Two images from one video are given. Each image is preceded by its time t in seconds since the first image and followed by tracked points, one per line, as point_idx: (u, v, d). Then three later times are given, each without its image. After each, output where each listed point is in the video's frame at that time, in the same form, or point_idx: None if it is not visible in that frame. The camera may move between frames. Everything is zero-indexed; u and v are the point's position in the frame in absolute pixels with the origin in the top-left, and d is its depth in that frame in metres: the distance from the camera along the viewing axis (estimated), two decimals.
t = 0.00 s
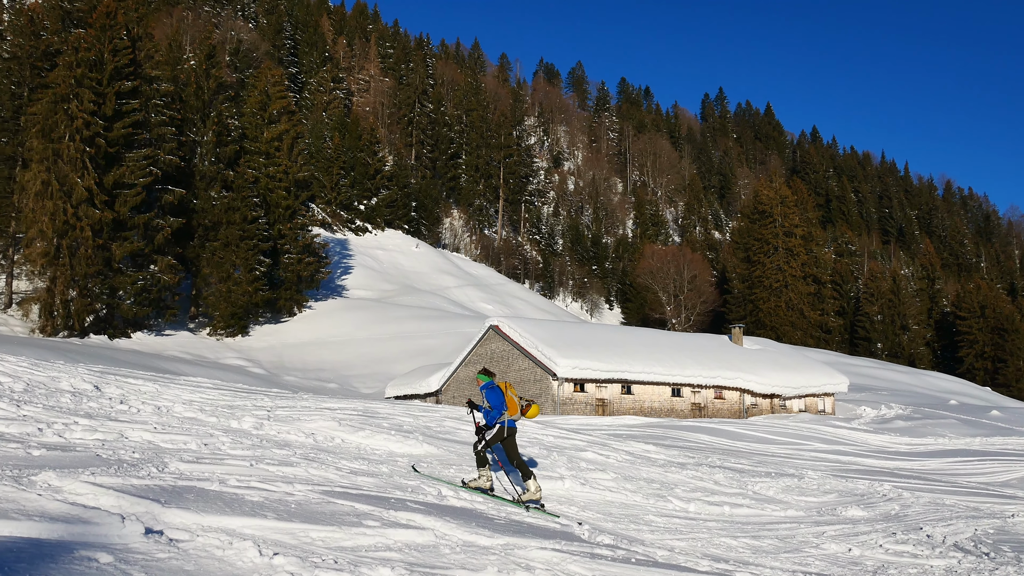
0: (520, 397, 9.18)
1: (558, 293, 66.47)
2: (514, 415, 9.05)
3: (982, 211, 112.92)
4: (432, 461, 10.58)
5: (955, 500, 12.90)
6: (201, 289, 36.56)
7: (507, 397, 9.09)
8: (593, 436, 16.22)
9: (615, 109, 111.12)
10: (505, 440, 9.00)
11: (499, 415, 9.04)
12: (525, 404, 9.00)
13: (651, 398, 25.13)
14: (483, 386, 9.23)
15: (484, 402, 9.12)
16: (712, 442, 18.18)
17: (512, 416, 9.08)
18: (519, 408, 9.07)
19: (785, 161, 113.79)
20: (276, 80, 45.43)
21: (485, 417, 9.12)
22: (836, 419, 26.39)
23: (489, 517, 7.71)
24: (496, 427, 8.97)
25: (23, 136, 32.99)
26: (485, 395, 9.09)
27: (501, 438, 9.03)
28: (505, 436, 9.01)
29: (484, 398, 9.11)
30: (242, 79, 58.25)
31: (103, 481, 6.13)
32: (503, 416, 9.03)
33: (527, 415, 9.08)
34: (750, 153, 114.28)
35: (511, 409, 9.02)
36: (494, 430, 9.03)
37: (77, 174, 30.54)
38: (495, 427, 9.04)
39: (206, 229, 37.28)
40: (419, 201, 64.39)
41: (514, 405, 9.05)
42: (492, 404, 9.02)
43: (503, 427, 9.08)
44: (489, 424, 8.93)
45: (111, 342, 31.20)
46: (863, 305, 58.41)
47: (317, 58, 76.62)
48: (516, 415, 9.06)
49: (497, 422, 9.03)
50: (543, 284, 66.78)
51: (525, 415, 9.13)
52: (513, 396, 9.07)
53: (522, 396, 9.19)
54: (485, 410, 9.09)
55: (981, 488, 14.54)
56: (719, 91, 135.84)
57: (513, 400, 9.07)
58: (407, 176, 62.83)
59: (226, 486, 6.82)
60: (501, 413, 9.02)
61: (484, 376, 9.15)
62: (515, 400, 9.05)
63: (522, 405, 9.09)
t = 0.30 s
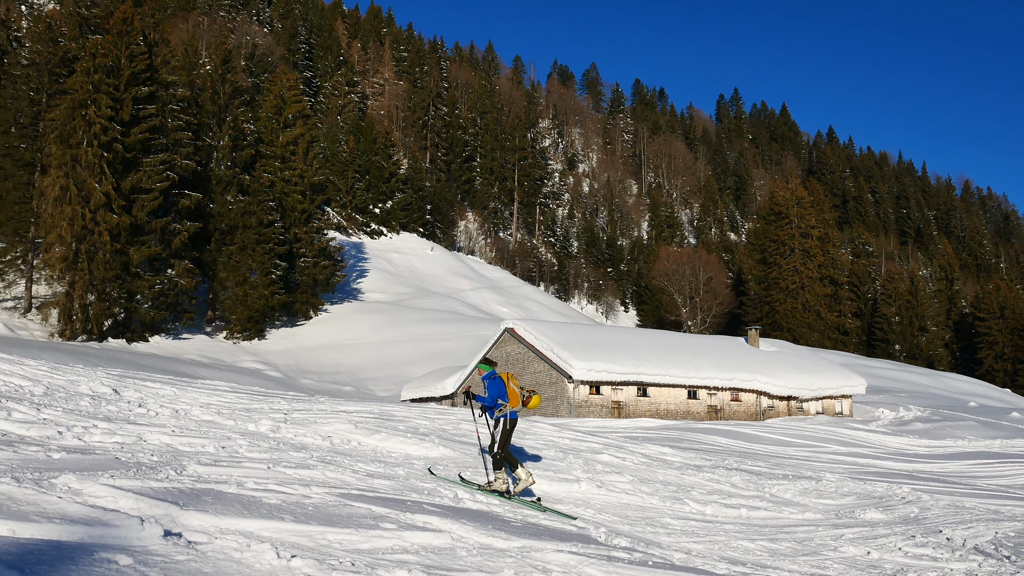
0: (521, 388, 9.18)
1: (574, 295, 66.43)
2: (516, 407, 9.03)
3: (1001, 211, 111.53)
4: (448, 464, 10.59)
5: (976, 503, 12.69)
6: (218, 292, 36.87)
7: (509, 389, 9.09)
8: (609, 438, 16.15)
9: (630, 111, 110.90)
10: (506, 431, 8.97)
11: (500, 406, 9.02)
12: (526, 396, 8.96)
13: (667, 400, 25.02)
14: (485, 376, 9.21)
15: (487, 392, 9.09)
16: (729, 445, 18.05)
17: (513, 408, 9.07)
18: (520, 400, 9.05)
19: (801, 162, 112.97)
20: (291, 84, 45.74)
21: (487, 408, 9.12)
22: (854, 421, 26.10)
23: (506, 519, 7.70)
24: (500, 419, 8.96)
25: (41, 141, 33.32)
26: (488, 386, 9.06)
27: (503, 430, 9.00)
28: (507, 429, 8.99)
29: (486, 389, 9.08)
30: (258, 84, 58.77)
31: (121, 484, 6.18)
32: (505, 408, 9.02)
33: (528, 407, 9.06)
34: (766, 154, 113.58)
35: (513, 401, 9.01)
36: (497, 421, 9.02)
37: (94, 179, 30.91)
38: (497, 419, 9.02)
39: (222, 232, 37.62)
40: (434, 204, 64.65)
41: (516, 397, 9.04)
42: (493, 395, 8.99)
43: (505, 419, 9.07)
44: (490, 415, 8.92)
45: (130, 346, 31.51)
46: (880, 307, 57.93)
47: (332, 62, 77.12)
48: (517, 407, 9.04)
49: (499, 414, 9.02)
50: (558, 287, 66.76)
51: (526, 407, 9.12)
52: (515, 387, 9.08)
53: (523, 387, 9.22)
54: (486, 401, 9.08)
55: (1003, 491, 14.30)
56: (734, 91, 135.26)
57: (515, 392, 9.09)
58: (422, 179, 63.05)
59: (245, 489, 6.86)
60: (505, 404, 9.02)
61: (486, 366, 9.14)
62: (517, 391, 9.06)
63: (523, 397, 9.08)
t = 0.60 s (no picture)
0: (526, 391, 9.53)
1: (589, 298, 66.33)
2: (519, 408, 9.39)
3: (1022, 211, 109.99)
4: (463, 467, 10.60)
5: (997, 506, 12.48)
6: (234, 296, 37.13)
7: (513, 390, 9.45)
8: (626, 441, 16.07)
9: (644, 112, 110.67)
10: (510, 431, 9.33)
11: (504, 407, 9.37)
12: (529, 398, 9.33)
13: (684, 403, 24.88)
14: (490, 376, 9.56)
15: (491, 392, 9.47)
16: (746, 448, 17.90)
17: (517, 409, 9.43)
18: (523, 402, 9.40)
19: (817, 163, 112.12)
20: (306, 89, 46.02)
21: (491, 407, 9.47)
22: (872, 423, 25.79)
23: (522, 522, 7.69)
24: (503, 420, 9.30)
25: (59, 147, 33.77)
26: (492, 386, 9.43)
27: (506, 430, 9.36)
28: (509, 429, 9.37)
29: (491, 389, 9.43)
30: (273, 88, 59.26)
31: (139, 487, 6.24)
32: (509, 409, 9.38)
33: (531, 410, 9.41)
34: (781, 155, 112.77)
35: (516, 403, 9.37)
36: (500, 421, 9.38)
37: (112, 184, 31.26)
38: (500, 420, 9.37)
39: (238, 236, 37.93)
40: (449, 207, 64.85)
41: (519, 399, 9.38)
42: (497, 396, 9.35)
43: (508, 421, 9.44)
44: (493, 414, 9.28)
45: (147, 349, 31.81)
46: (898, 308, 57.35)
47: (346, 66, 77.63)
48: (521, 408, 9.40)
49: (502, 414, 9.38)
50: (573, 289, 66.70)
51: (530, 410, 9.47)
52: (519, 389, 9.43)
53: (528, 390, 9.54)
54: (490, 401, 9.45)
55: None
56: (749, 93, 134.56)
57: (519, 394, 9.42)
58: (436, 183, 63.23)
59: (262, 492, 6.90)
60: (508, 405, 9.38)
61: (491, 367, 9.49)
62: (521, 393, 9.39)
63: (527, 399, 9.43)
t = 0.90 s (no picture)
0: (523, 393, 9.56)
1: (604, 300, 66.26)
2: (518, 412, 9.45)
3: None
4: (478, 470, 10.60)
5: (1019, 508, 12.27)
6: (250, 300, 37.41)
7: (511, 395, 9.45)
8: (641, 444, 16.00)
9: (658, 114, 110.37)
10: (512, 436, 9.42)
11: (504, 412, 9.39)
12: (529, 402, 9.37)
13: (700, 405, 24.73)
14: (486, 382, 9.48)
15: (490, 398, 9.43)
16: (762, 450, 17.76)
17: (517, 413, 9.49)
18: (523, 405, 9.44)
19: (834, 164, 111.24)
20: (321, 93, 46.34)
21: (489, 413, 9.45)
22: (890, 425, 25.50)
23: (538, 525, 7.67)
24: (504, 425, 9.35)
25: (77, 152, 34.20)
26: (489, 392, 9.35)
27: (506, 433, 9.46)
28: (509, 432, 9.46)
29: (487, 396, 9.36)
30: (289, 92, 59.73)
31: (157, 490, 6.28)
32: (508, 413, 9.42)
33: (531, 413, 9.47)
34: (797, 156, 111.88)
35: (515, 407, 9.41)
36: (500, 426, 9.41)
37: (129, 189, 31.57)
38: (499, 425, 9.40)
39: (255, 240, 38.24)
40: (464, 210, 65.05)
41: (519, 403, 9.42)
42: (496, 402, 9.32)
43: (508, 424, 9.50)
44: (493, 421, 9.29)
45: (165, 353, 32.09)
46: (916, 309, 56.83)
47: (361, 70, 78.11)
48: (520, 412, 9.46)
49: (502, 419, 9.39)
50: (588, 291, 66.59)
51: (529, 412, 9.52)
52: (517, 393, 9.44)
53: (526, 392, 9.56)
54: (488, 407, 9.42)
55: None
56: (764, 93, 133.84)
57: (517, 398, 9.45)
58: (451, 185, 63.38)
59: (279, 495, 6.93)
60: (508, 410, 9.40)
61: (488, 374, 9.41)
62: (520, 397, 9.42)
63: (526, 403, 9.46)
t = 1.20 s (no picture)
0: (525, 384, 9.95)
1: (619, 302, 66.11)
2: (520, 400, 9.74)
3: None
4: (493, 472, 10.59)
5: None
6: (266, 303, 37.62)
7: (513, 384, 9.81)
8: (657, 446, 15.90)
9: (673, 115, 110.00)
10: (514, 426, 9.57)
11: (507, 400, 9.66)
12: (530, 389, 9.73)
13: (716, 407, 24.57)
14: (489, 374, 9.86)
15: (493, 388, 9.75)
16: (780, 452, 17.59)
17: (519, 402, 9.77)
18: (524, 394, 9.78)
19: (850, 164, 110.27)
20: (336, 96, 46.55)
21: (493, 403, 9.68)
22: (909, 427, 25.18)
23: (555, 528, 7.63)
24: (507, 412, 9.56)
25: (94, 157, 34.65)
26: (493, 381, 9.70)
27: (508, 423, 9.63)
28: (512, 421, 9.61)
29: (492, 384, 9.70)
30: (303, 97, 60.10)
31: (174, 493, 6.33)
32: (511, 402, 9.68)
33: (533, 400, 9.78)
34: (813, 156, 110.98)
35: (518, 395, 9.74)
36: (503, 415, 9.59)
37: (146, 194, 31.86)
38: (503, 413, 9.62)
39: (270, 244, 38.49)
40: (479, 213, 65.21)
41: (521, 391, 9.77)
42: (501, 389, 9.63)
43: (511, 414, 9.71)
44: (497, 407, 9.51)
45: (182, 356, 32.34)
46: (934, 310, 56.19)
47: (375, 73, 78.50)
48: (522, 401, 9.76)
49: (505, 407, 9.62)
50: (604, 293, 66.39)
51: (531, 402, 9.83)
52: (519, 381, 9.82)
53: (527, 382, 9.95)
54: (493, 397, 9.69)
55: None
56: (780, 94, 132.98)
57: (519, 387, 9.80)
58: (465, 188, 63.48)
59: (295, 498, 6.96)
60: (511, 398, 9.68)
61: (492, 365, 9.83)
62: (522, 386, 9.78)
63: (527, 391, 9.83)
